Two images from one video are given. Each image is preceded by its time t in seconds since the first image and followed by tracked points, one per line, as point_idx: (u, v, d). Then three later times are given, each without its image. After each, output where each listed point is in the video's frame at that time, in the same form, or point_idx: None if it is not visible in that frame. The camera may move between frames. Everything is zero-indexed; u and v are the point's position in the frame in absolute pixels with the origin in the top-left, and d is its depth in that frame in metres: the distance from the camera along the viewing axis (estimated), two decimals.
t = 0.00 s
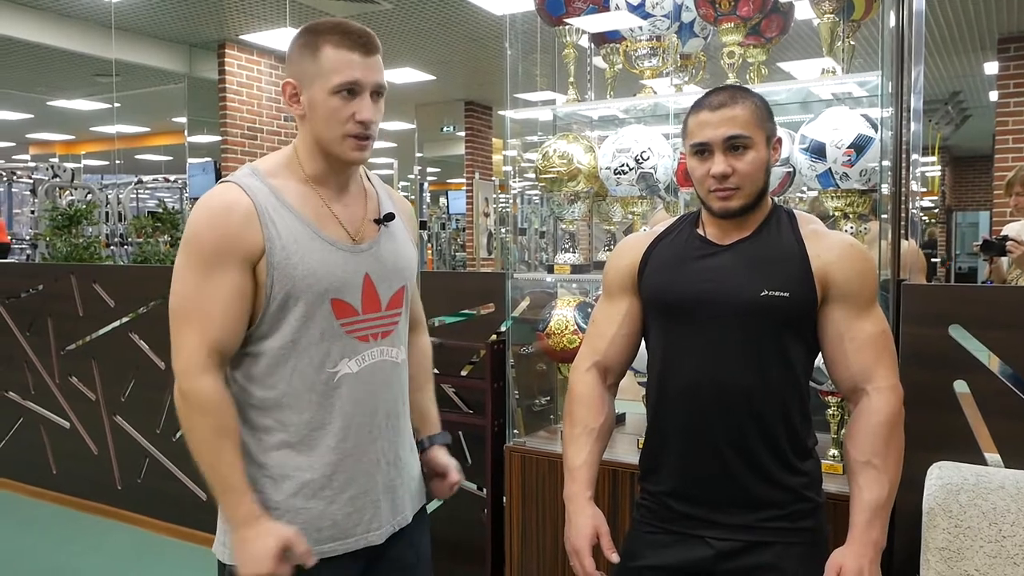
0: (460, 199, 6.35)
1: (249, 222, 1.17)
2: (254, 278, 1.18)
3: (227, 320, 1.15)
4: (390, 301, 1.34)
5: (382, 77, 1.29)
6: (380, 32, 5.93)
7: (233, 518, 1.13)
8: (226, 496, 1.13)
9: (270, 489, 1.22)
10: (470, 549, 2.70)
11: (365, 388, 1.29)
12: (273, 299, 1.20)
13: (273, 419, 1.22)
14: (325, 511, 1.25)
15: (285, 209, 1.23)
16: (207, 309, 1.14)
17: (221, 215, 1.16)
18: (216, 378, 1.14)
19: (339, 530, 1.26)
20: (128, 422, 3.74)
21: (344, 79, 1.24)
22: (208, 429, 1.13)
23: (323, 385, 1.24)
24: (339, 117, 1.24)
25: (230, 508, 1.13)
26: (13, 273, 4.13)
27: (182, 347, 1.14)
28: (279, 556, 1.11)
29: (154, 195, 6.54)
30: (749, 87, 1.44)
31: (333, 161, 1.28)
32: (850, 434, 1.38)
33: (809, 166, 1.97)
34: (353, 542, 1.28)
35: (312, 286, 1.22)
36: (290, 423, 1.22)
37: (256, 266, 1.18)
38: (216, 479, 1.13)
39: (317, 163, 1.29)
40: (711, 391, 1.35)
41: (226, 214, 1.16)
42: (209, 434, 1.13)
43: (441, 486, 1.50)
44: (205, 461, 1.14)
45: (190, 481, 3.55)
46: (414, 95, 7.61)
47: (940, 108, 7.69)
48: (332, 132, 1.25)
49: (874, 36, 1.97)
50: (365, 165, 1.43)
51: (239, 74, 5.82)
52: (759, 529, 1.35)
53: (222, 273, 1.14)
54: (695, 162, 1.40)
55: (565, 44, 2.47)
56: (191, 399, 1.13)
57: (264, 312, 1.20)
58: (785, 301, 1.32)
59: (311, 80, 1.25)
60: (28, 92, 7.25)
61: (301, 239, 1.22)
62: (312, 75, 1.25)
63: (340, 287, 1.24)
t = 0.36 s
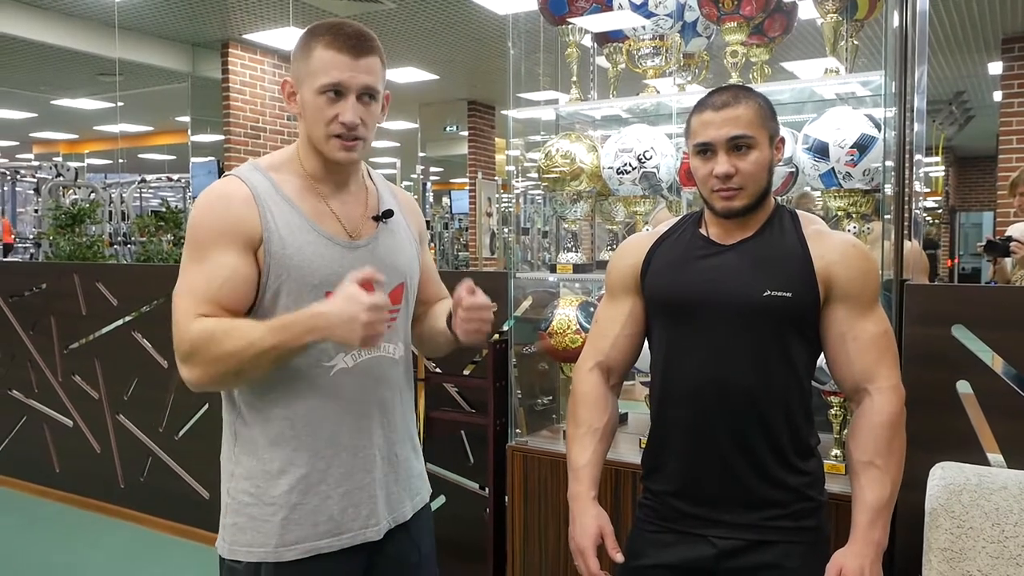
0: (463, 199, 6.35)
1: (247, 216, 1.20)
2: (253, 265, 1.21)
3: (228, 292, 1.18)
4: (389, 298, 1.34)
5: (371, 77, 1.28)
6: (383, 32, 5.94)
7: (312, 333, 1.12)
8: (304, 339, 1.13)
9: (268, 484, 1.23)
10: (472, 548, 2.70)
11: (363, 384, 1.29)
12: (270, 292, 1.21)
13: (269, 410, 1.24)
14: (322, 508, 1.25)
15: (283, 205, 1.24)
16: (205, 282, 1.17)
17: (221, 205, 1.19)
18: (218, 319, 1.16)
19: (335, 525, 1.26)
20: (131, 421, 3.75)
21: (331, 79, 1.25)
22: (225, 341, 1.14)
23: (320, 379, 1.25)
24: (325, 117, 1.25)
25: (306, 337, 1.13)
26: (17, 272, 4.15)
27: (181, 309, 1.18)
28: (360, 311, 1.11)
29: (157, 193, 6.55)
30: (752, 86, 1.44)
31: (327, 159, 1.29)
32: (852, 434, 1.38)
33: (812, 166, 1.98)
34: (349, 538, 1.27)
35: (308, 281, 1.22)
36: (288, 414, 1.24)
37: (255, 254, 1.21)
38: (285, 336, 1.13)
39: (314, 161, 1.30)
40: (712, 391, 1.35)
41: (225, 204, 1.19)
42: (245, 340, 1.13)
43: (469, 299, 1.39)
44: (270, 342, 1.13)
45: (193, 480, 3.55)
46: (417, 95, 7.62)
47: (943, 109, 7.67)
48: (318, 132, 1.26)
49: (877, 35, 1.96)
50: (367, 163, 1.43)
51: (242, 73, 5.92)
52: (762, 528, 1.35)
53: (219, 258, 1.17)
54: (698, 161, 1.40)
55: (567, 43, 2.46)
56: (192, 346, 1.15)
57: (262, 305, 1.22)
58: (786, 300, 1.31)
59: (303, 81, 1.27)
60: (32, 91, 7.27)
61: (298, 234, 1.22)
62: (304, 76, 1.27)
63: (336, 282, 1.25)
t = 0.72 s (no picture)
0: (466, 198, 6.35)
1: (247, 215, 1.20)
2: (254, 265, 1.21)
3: (227, 290, 1.18)
4: (389, 298, 1.34)
5: (368, 74, 1.27)
6: (386, 31, 5.94)
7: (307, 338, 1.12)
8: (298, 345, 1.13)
9: (268, 482, 1.24)
10: (473, 547, 2.70)
11: (363, 383, 1.29)
12: (270, 291, 1.21)
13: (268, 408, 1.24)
14: (322, 507, 1.25)
15: (284, 204, 1.24)
16: (203, 282, 1.17)
17: (221, 204, 1.20)
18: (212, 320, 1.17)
19: (335, 525, 1.26)
20: (133, 420, 3.76)
21: (328, 77, 1.25)
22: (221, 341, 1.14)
23: (321, 378, 1.25)
24: (323, 115, 1.25)
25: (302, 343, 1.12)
26: (19, 271, 4.15)
27: (179, 308, 1.18)
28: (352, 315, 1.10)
29: (160, 192, 6.55)
30: (755, 85, 1.44)
31: (326, 158, 1.29)
32: (854, 434, 1.38)
33: (814, 164, 1.98)
34: (349, 538, 1.27)
35: (308, 280, 1.22)
36: (289, 413, 1.24)
37: (255, 253, 1.21)
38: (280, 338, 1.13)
39: (316, 160, 1.30)
40: (714, 390, 1.35)
41: (225, 205, 1.19)
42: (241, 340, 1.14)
43: (463, 299, 1.41)
44: (265, 342, 1.13)
45: (196, 479, 3.56)
46: (420, 94, 7.61)
47: (946, 108, 7.67)
48: (317, 130, 1.26)
49: (879, 34, 1.96)
50: (369, 161, 1.42)
51: (245, 72, 5.87)
52: (764, 527, 1.35)
53: (217, 256, 1.18)
54: (700, 160, 1.40)
55: (570, 42, 2.47)
56: (189, 346, 1.16)
57: (262, 304, 1.22)
58: (787, 300, 1.31)
59: (303, 79, 1.28)
60: (35, 90, 7.28)
61: (298, 233, 1.23)
62: (304, 74, 1.28)
63: (335, 281, 1.25)
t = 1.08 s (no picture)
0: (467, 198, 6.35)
1: (249, 218, 1.20)
2: (254, 277, 1.21)
3: (229, 313, 1.18)
4: (389, 298, 1.34)
5: (373, 61, 1.30)
6: (387, 32, 5.95)
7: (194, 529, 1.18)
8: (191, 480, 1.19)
9: (268, 485, 1.24)
10: (474, 547, 2.70)
11: (364, 387, 1.29)
12: (272, 297, 1.21)
13: (270, 417, 1.24)
14: (322, 507, 1.25)
15: (286, 207, 1.24)
16: (209, 306, 1.17)
17: (223, 207, 1.19)
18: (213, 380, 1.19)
19: (334, 528, 1.26)
20: (134, 420, 3.76)
21: (333, 65, 1.27)
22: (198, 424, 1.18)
23: (322, 378, 1.25)
24: (330, 104, 1.26)
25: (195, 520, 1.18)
26: (21, 271, 4.16)
27: (183, 336, 1.18)
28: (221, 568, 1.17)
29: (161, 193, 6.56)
30: (753, 87, 1.44)
31: (330, 154, 1.29)
32: (854, 434, 1.38)
33: (816, 165, 1.98)
34: (348, 542, 1.27)
35: (310, 280, 1.22)
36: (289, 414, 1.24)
37: (257, 265, 1.21)
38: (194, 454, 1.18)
39: (319, 157, 1.30)
40: (715, 391, 1.35)
41: (227, 206, 1.19)
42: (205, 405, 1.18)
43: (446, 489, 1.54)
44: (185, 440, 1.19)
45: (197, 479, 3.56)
46: (421, 94, 7.62)
47: (947, 109, 7.66)
48: (323, 120, 1.26)
49: (880, 35, 1.96)
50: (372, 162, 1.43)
51: (246, 73, 5.89)
52: (763, 527, 1.35)
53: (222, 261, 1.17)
54: (700, 161, 1.40)
55: (571, 43, 2.47)
56: (187, 394, 1.17)
57: (263, 306, 1.22)
58: (788, 303, 1.31)
59: (304, 74, 1.28)
60: (37, 90, 7.29)
61: (299, 238, 1.23)
62: (305, 69, 1.28)
63: (338, 287, 1.25)
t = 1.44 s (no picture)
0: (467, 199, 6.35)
1: (250, 216, 1.20)
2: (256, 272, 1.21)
3: (236, 305, 1.19)
4: (389, 297, 1.34)
5: (367, 53, 1.31)
6: (388, 32, 5.95)
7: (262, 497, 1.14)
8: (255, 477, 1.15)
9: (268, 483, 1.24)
10: (474, 548, 2.70)
11: (364, 384, 1.29)
12: (273, 294, 1.21)
13: (270, 414, 1.24)
14: (321, 503, 1.25)
15: (285, 204, 1.24)
16: (216, 297, 1.18)
17: (224, 205, 1.19)
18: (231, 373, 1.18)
19: (334, 524, 1.26)
20: (134, 420, 3.76)
21: (329, 60, 1.27)
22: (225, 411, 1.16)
23: (321, 375, 1.25)
24: (326, 99, 1.26)
25: (262, 498, 1.15)
26: (21, 271, 4.16)
27: (190, 334, 1.18)
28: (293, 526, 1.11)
29: (162, 193, 6.56)
30: (753, 87, 1.44)
31: (330, 149, 1.29)
32: (853, 433, 1.38)
33: (816, 166, 1.97)
34: (349, 538, 1.28)
35: (310, 278, 1.22)
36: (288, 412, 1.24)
37: (259, 259, 1.21)
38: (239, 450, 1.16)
39: (320, 155, 1.30)
40: (714, 390, 1.35)
41: (227, 204, 1.19)
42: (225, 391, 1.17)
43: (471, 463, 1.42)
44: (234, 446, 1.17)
45: (197, 479, 3.56)
46: (422, 94, 7.62)
47: (947, 111, 7.66)
48: (321, 116, 1.26)
49: (880, 36, 1.96)
50: (371, 160, 1.43)
51: (246, 73, 5.92)
52: (761, 527, 1.35)
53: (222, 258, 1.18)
54: (700, 162, 1.40)
55: (572, 44, 2.47)
56: (206, 389, 1.16)
57: (263, 303, 1.22)
58: (787, 301, 1.31)
59: (301, 71, 1.29)
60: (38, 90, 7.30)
61: (299, 235, 1.23)
62: (302, 65, 1.29)
63: (338, 283, 1.25)
